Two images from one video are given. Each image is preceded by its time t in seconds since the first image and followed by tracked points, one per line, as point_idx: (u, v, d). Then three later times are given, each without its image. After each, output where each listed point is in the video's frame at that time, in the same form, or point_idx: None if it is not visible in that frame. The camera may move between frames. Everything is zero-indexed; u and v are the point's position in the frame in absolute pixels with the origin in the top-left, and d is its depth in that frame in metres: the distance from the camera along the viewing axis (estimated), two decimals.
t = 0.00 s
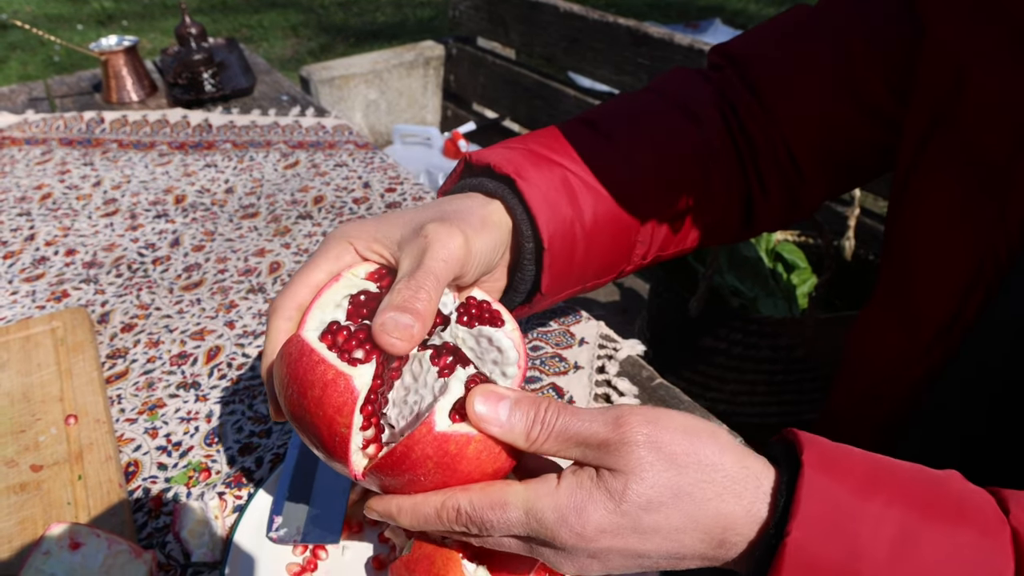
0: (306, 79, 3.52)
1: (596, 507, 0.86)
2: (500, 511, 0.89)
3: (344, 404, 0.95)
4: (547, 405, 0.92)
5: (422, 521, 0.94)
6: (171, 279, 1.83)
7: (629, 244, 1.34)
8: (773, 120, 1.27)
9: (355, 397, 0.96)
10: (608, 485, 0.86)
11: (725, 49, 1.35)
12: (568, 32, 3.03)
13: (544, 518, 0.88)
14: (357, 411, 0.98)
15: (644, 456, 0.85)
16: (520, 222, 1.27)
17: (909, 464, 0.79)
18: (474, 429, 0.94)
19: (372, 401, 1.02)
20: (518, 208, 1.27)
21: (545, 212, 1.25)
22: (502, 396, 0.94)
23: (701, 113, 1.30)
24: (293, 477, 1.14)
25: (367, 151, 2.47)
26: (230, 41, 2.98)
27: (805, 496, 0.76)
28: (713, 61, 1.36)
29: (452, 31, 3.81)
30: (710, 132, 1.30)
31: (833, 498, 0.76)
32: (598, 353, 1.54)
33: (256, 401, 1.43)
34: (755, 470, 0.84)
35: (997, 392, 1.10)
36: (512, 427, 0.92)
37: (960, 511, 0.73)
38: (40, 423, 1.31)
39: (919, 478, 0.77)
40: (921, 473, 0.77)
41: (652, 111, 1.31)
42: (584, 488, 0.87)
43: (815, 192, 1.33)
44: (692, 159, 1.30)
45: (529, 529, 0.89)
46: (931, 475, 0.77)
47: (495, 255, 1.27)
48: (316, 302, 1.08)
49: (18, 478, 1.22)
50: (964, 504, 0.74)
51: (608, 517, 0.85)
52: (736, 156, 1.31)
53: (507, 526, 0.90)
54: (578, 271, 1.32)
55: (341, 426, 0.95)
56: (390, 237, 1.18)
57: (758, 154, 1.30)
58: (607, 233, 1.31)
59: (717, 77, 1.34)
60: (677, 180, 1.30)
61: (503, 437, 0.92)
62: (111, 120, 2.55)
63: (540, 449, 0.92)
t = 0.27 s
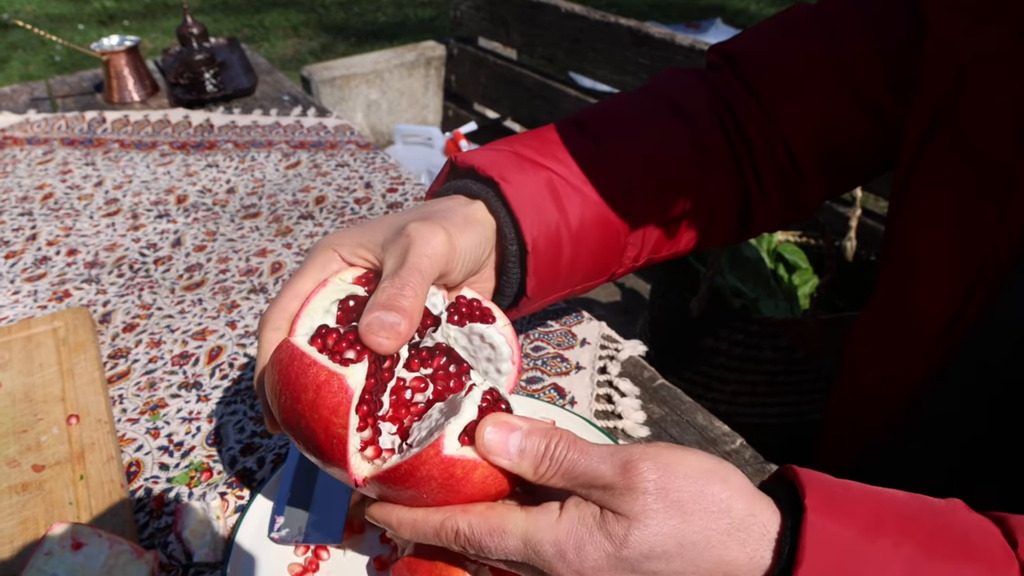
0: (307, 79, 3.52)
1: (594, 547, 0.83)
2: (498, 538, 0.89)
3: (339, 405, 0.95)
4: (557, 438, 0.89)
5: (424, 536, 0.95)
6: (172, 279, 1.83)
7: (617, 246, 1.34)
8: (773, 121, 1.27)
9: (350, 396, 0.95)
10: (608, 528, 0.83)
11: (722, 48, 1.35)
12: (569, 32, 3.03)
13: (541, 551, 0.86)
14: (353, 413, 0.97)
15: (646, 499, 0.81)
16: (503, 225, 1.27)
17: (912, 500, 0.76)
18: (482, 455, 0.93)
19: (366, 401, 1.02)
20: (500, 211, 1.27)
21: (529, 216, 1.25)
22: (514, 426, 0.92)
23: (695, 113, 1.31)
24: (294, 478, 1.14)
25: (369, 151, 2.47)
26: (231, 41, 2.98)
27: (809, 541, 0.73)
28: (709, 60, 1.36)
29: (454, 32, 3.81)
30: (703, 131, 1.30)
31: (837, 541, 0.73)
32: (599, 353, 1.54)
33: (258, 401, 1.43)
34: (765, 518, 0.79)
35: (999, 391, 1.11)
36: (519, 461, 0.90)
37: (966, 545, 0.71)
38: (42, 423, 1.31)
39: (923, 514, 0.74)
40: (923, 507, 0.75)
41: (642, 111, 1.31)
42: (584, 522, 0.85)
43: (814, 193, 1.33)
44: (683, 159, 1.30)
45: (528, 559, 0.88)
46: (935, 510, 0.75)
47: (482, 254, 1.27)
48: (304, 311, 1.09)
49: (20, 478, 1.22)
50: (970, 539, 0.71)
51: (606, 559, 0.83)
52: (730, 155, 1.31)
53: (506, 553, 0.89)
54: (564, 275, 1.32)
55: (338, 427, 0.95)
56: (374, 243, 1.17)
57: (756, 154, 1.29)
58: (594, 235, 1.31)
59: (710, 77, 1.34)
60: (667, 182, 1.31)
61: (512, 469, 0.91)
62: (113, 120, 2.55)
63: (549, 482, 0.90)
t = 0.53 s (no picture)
0: (309, 79, 3.53)
1: None
2: (496, 568, 0.90)
3: (333, 412, 0.94)
4: (562, 472, 0.85)
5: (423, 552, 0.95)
6: (174, 279, 1.83)
7: (603, 251, 1.34)
8: (772, 121, 1.26)
9: (342, 403, 0.94)
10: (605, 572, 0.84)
11: (721, 47, 1.34)
12: (571, 33, 3.03)
13: None
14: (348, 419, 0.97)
15: (645, 549, 0.81)
16: (484, 232, 1.27)
17: (912, 526, 0.77)
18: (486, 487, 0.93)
19: (359, 408, 1.01)
20: (482, 219, 1.27)
21: (510, 223, 1.25)
22: (521, 458, 0.87)
23: (687, 115, 1.31)
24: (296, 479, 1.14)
25: (370, 151, 2.48)
26: (233, 42, 2.98)
27: None
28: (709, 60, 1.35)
29: (454, 32, 3.81)
30: (692, 134, 1.30)
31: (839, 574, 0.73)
32: (600, 355, 1.54)
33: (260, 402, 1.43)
34: (766, 560, 0.79)
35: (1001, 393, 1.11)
36: (523, 495, 0.87)
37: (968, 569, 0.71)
38: (43, 424, 1.31)
39: (923, 541, 0.74)
40: (923, 532, 0.76)
41: (630, 116, 1.32)
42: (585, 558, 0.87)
43: (814, 194, 1.32)
44: (670, 163, 1.30)
45: None
46: (936, 535, 0.75)
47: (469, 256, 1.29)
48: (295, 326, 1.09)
49: (21, 479, 1.22)
50: (971, 565, 0.72)
51: None
52: (722, 157, 1.31)
53: None
54: (549, 281, 1.32)
55: (335, 436, 0.93)
56: (355, 257, 1.21)
57: (753, 155, 1.29)
58: (579, 242, 1.31)
59: (708, 77, 1.34)
60: (651, 186, 1.31)
61: (516, 500, 0.88)
62: (115, 120, 2.55)
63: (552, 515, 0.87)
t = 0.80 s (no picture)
0: (310, 79, 3.53)
1: None
2: None
3: (290, 382, 0.98)
4: (586, 494, 0.82)
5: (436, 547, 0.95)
6: (176, 280, 1.83)
7: (593, 260, 1.34)
8: (772, 121, 1.26)
9: (298, 370, 0.98)
10: None
11: (723, 52, 1.33)
12: (572, 33, 3.03)
13: None
14: (309, 390, 1.00)
15: None
16: (472, 243, 1.29)
17: (928, 544, 0.80)
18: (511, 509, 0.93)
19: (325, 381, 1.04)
20: (468, 230, 1.29)
21: (494, 235, 1.27)
22: (545, 481, 0.83)
23: (680, 122, 1.31)
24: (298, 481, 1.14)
25: (372, 152, 2.48)
26: (235, 42, 2.98)
27: None
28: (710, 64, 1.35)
29: (456, 32, 3.81)
30: (683, 142, 1.30)
31: None
32: (602, 356, 1.54)
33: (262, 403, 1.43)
34: None
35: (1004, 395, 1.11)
36: (544, 516, 0.84)
37: None
38: (45, 424, 1.31)
39: (939, 561, 0.78)
40: (938, 551, 0.79)
41: (619, 124, 1.32)
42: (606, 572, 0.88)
43: (816, 196, 1.31)
44: (658, 172, 1.30)
45: None
46: (951, 554, 0.79)
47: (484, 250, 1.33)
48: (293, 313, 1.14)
49: (24, 479, 1.22)
50: None
51: None
52: (721, 161, 1.30)
53: None
54: (540, 289, 1.33)
55: (296, 405, 0.97)
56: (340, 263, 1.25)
57: (750, 154, 1.29)
58: (569, 250, 1.32)
59: (708, 83, 1.33)
60: (637, 197, 1.31)
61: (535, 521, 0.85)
62: (116, 120, 2.55)
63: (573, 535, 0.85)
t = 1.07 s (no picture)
0: (312, 79, 3.53)
1: None
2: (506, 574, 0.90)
3: (323, 409, 0.96)
4: (600, 440, 0.79)
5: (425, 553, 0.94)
6: (177, 279, 1.83)
7: (600, 253, 1.35)
8: (774, 123, 1.26)
9: (330, 398, 0.97)
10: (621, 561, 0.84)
11: (725, 54, 1.33)
12: (574, 34, 3.03)
13: None
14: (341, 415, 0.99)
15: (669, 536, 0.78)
16: (484, 234, 1.30)
17: (945, 535, 0.77)
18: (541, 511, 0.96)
19: (354, 403, 1.03)
20: (480, 219, 1.29)
21: (506, 225, 1.27)
22: (563, 417, 0.79)
23: (685, 118, 1.30)
24: (299, 479, 1.14)
25: (373, 151, 2.48)
26: (237, 42, 2.98)
27: None
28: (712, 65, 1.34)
29: (458, 32, 3.81)
30: (688, 140, 1.29)
31: None
32: (604, 355, 1.54)
33: (263, 402, 1.43)
34: None
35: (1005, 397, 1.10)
36: (551, 452, 0.79)
37: None
38: (46, 423, 1.31)
39: (955, 550, 0.75)
40: (955, 542, 0.76)
41: (627, 119, 1.31)
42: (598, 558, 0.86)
43: (816, 199, 1.31)
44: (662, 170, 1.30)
45: None
46: (968, 544, 0.75)
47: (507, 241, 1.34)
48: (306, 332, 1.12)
49: (25, 478, 1.22)
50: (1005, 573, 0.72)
51: None
52: (724, 162, 1.30)
53: None
54: (548, 281, 1.34)
55: (329, 431, 0.97)
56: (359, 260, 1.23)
57: (752, 155, 1.28)
58: (577, 242, 1.32)
59: (710, 83, 1.32)
60: (643, 192, 1.30)
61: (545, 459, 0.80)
62: (118, 120, 2.55)
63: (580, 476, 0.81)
